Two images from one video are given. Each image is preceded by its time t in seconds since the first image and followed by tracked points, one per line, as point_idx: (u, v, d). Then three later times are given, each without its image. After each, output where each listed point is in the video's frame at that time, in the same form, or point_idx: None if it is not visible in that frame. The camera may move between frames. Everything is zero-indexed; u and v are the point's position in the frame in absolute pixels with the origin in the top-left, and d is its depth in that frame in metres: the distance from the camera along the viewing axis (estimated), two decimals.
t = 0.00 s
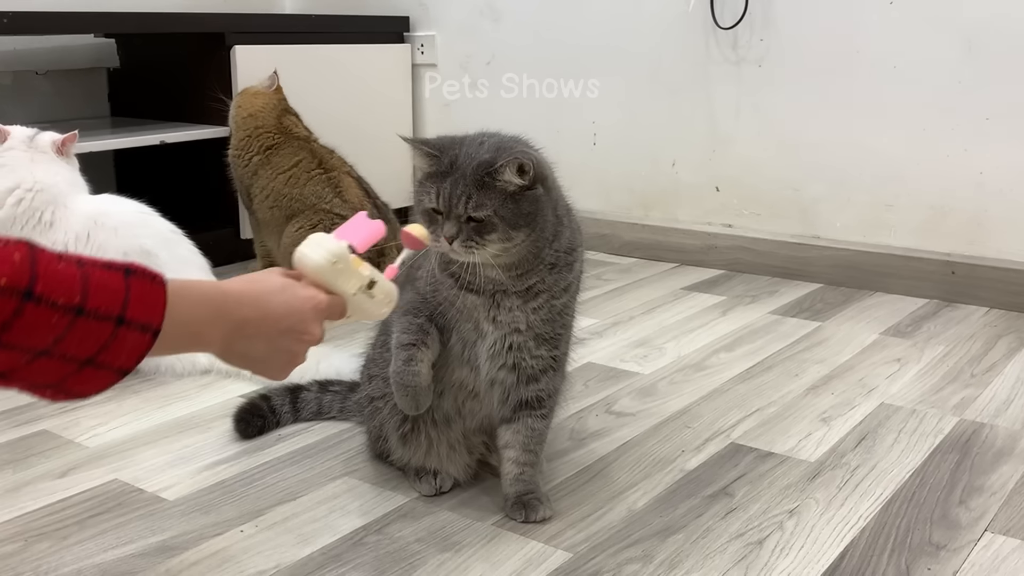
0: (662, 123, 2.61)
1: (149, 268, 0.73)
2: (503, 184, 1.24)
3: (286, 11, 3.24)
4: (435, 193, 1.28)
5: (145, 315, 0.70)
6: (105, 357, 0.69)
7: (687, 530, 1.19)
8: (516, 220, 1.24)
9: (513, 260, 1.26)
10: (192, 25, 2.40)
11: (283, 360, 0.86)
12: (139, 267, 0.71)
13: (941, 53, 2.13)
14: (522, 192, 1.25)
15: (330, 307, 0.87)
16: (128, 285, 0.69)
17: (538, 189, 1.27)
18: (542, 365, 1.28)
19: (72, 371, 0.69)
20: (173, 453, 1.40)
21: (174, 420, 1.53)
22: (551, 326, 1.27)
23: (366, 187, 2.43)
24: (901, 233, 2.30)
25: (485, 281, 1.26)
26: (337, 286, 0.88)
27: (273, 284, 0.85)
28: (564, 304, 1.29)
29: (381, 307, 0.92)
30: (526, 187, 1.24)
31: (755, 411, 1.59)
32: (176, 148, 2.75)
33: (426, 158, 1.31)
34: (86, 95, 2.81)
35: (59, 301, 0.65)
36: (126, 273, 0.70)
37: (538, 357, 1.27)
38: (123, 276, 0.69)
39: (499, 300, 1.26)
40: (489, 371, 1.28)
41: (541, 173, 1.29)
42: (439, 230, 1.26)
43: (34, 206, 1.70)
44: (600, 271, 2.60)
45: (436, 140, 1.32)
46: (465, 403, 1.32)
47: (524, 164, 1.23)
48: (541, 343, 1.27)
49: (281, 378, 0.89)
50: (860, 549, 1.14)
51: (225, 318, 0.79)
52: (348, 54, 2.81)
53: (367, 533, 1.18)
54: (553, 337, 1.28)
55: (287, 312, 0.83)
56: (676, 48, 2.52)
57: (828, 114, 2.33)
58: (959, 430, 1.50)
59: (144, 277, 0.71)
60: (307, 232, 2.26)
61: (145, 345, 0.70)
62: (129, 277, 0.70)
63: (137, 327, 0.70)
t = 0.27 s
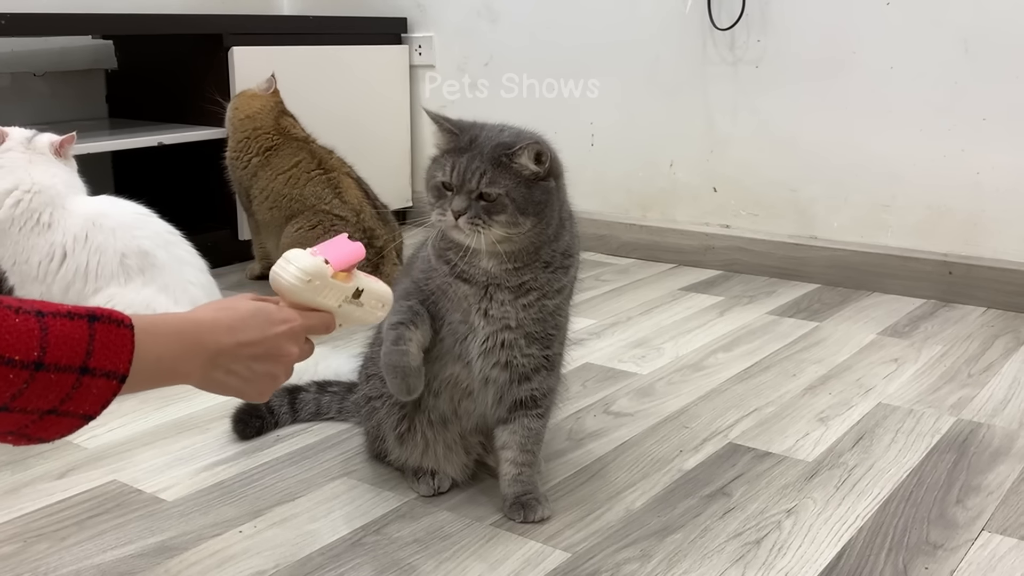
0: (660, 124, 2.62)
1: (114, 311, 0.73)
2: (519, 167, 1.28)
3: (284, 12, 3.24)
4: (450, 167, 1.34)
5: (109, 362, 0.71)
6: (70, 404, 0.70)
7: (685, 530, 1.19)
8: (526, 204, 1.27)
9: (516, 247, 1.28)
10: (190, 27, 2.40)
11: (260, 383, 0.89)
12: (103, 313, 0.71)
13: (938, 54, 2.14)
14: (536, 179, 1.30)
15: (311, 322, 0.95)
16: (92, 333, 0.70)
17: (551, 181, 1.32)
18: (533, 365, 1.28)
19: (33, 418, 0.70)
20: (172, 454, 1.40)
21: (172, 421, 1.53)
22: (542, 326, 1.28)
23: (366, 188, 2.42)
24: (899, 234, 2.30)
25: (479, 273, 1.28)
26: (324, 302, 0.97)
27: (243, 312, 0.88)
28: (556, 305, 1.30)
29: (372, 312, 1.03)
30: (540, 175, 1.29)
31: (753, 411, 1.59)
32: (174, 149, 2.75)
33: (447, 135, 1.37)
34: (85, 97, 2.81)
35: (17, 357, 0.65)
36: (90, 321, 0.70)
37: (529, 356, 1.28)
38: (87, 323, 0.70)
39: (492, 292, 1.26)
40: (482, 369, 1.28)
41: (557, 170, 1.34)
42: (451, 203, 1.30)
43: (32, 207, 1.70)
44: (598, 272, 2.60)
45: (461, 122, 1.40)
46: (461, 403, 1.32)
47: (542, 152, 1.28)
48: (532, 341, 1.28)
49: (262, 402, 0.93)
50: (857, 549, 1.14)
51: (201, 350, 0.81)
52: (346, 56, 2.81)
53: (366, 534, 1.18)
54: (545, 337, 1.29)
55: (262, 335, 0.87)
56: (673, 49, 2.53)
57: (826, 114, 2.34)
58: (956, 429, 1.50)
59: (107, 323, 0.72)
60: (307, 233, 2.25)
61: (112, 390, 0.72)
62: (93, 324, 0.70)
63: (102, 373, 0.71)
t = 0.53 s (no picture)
0: (658, 125, 2.62)
1: (124, 288, 0.74)
2: (531, 164, 1.30)
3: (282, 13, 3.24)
4: (463, 162, 1.35)
5: (120, 341, 0.72)
6: (85, 382, 0.72)
7: (684, 531, 1.19)
8: (538, 200, 1.29)
9: (527, 243, 1.29)
10: (189, 27, 2.40)
11: (283, 348, 0.89)
12: (111, 291, 0.72)
13: (935, 55, 2.15)
14: (548, 176, 1.31)
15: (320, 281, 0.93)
16: (101, 311, 0.71)
17: (562, 179, 1.33)
18: (538, 365, 1.28)
19: (47, 399, 0.71)
20: (171, 455, 1.40)
21: (171, 422, 1.53)
22: (548, 325, 1.28)
23: (366, 189, 2.42)
24: (897, 234, 2.31)
25: (487, 271, 1.28)
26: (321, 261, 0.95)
27: (259, 276, 0.87)
28: (561, 305, 1.30)
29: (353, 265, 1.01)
30: (552, 172, 1.31)
31: (751, 412, 1.59)
32: (173, 150, 2.74)
33: (459, 132, 1.38)
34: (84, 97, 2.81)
35: (22, 342, 0.67)
36: (98, 300, 0.71)
37: (535, 356, 1.28)
38: (96, 303, 0.71)
39: (501, 292, 1.27)
40: (487, 371, 1.28)
41: (567, 168, 1.36)
42: (463, 199, 1.31)
43: (31, 208, 1.70)
44: (596, 273, 2.60)
45: (471, 119, 1.41)
46: (462, 404, 1.32)
47: (555, 149, 1.30)
48: (538, 341, 1.28)
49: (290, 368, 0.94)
50: (856, 549, 1.14)
51: (218, 319, 0.82)
52: (345, 56, 2.81)
53: (366, 534, 1.18)
54: (550, 337, 1.29)
55: (278, 300, 0.87)
56: (672, 50, 2.53)
57: (824, 115, 2.34)
58: (954, 430, 1.50)
59: (117, 301, 0.72)
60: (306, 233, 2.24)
61: (125, 367, 0.73)
62: (102, 303, 0.71)
63: (114, 351, 0.72)
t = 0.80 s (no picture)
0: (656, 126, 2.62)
1: (123, 281, 0.74)
2: (530, 164, 1.30)
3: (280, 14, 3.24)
4: (463, 162, 1.35)
5: (121, 333, 0.72)
6: (87, 375, 0.71)
7: (681, 532, 1.19)
8: (536, 201, 1.29)
9: (525, 244, 1.29)
10: (187, 28, 2.40)
11: (285, 329, 0.90)
12: (110, 283, 0.72)
13: (932, 57, 2.15)
14: (547, 177, 1.31)
15: (324, 264, 0.98)
16: (101, 304, 0.71)
17: (561, 180, 1.34)
18: (537, 366, 1.28)
19: (50, 394, 0.71)
20: (168, 456, 1.40)
21: (168, 423, 1.53)
22: (546, 327, 1.28)
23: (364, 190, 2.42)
24: (894, 236, 2.31)
25: (486, 272, 1.28)
26: (330, 246, 1.00)
27: (254, 260, 0.89)
28: (559, 306, 1.31)
29: (372, 257, 1.06)
30: (552, 173, 1.31)
31: (748, 413, 1.59)
32: (172, 150, 2.75)
33: (459, 132, 1.38)
34: (81, 98, 2.81)
35: (23, 339, 0.66)
36: (98, 293, 0.71)
37: (533, 357, 1.28)
38: (95, 296, 0.71)
39: (500, 293, 1.27)
40: (485, 372, 1.28)
41: (567, 170, 1.36)
42: (461, 199, 1.31)
43: (29, 209, 1.69)
44: (594, 274, 2.60)
45: (472, 120, 1.41)
46: (459, 406, 1.32)
47: (554, 150, 1.30)
48: (537, 342, 1.28)
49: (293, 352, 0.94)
50: (853, 551, 1.15)
51: (218, 302, 0.83)
52: (343, 57, 2.81)
53: (363, 536, 1.18)
54: (548, 338, 1.29)
55: (275, 280, 0.88)
56: (669, 51, 2.53)
57: (821, 116, 2.34)
58: (951, 431, 1.51)
59: (116, 293, 0.72)
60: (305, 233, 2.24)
61: (127, 359, 0.73)
62: (101, 296, 0.71)
63: (116, 344, 0.72)
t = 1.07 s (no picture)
0: (652, 127, 2.63)
1: (111, 291, 0.74)
2: (524, 164, 1.30)
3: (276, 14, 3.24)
4: (457, 162, 1.35)
5: (111, 342, 0.72)
6: (76, 385, 0.71)
7: (676, 532, 1.20)
8: (530, 201, 1.29)
9: (520, 244, 1.29)
10: (183, 28, 2.40)
11: (273, 338, 0.91)
12: (99, 293, 0.72)
13: (928, 57, 2.15)
14: (541, 177, 1.31)
15: (311, 275, 0.97)
16: (91, 314, 0.71)
17: (555, 180, 1.34)
18: (532, 367, 1.29)
19: (38, 404, 0.71)
20: (163, 457, 1.40)
21: (164, 424, 1.53)
22: (542, 327, 1.28)
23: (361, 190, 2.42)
24: (890, 236, 2.31)
25: (481, 272, 1.28)
26: (317, 258, 0.99)
27: (240, 271, 0.89)
28: (554, 307, 1.31)
29: (360, 275, 1.06)
30: (546, 173, 1.31)
31: (744, 414, 1.60)
32: (170, 150, 2.75)
33: (453, 133, 1.38)
34: (77, 98, 2.81)
35: (13, 348, 0.66)
36: (87, 303, 0.71)
37: (528, 358, 1.28)
38: (85, 306, 0.71)
39: (495, 294, 1.27)
40: (480, 372, 1.28)
41: (561, 171, 1.36)
42: (455, 199, 1.31)
43: (24, 210, 1.69)
44: (591, 274, 2.60)
45: (466, 120, 1.41)
46: (454, 406, 1.32)
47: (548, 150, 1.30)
48: (532, 343, 1.28)
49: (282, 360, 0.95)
50: (848, 551, 1.15)
51: (204, 313, 0.83)
52: (340, 57, 2.81)
53: (358, 536, 1.18)
54: (544, 339, 1.29)
55: (263, 289, 0.89)
56: (665, 52, 2.54)
57: (817, 117, 2.35)
58: (946, 431, 1.51)
59: (105, 303, 0.73)
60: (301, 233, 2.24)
61: (116, 369, 0.73)
62: (91, 306, 0.71)
63: (105, 354, 0.72)
